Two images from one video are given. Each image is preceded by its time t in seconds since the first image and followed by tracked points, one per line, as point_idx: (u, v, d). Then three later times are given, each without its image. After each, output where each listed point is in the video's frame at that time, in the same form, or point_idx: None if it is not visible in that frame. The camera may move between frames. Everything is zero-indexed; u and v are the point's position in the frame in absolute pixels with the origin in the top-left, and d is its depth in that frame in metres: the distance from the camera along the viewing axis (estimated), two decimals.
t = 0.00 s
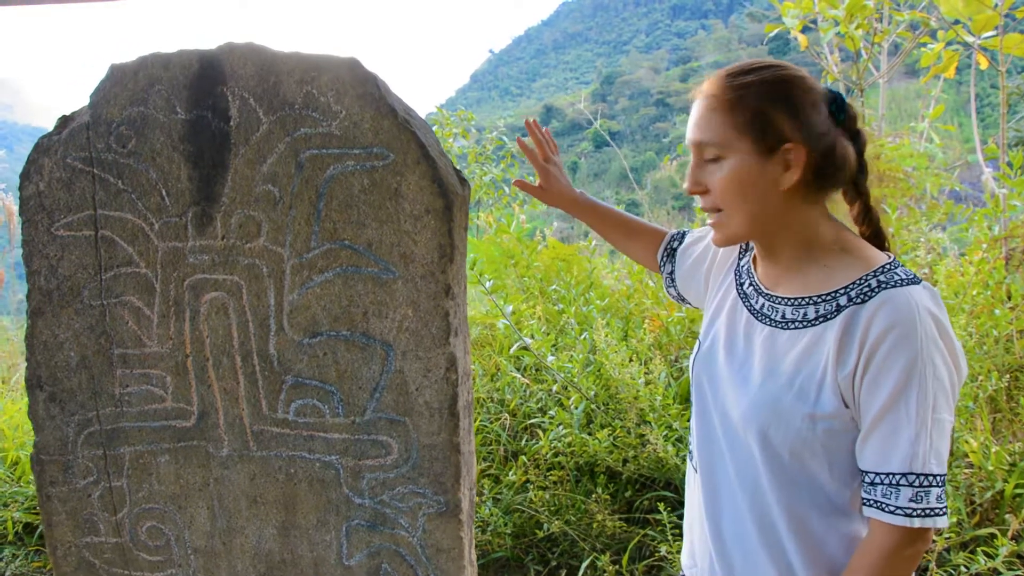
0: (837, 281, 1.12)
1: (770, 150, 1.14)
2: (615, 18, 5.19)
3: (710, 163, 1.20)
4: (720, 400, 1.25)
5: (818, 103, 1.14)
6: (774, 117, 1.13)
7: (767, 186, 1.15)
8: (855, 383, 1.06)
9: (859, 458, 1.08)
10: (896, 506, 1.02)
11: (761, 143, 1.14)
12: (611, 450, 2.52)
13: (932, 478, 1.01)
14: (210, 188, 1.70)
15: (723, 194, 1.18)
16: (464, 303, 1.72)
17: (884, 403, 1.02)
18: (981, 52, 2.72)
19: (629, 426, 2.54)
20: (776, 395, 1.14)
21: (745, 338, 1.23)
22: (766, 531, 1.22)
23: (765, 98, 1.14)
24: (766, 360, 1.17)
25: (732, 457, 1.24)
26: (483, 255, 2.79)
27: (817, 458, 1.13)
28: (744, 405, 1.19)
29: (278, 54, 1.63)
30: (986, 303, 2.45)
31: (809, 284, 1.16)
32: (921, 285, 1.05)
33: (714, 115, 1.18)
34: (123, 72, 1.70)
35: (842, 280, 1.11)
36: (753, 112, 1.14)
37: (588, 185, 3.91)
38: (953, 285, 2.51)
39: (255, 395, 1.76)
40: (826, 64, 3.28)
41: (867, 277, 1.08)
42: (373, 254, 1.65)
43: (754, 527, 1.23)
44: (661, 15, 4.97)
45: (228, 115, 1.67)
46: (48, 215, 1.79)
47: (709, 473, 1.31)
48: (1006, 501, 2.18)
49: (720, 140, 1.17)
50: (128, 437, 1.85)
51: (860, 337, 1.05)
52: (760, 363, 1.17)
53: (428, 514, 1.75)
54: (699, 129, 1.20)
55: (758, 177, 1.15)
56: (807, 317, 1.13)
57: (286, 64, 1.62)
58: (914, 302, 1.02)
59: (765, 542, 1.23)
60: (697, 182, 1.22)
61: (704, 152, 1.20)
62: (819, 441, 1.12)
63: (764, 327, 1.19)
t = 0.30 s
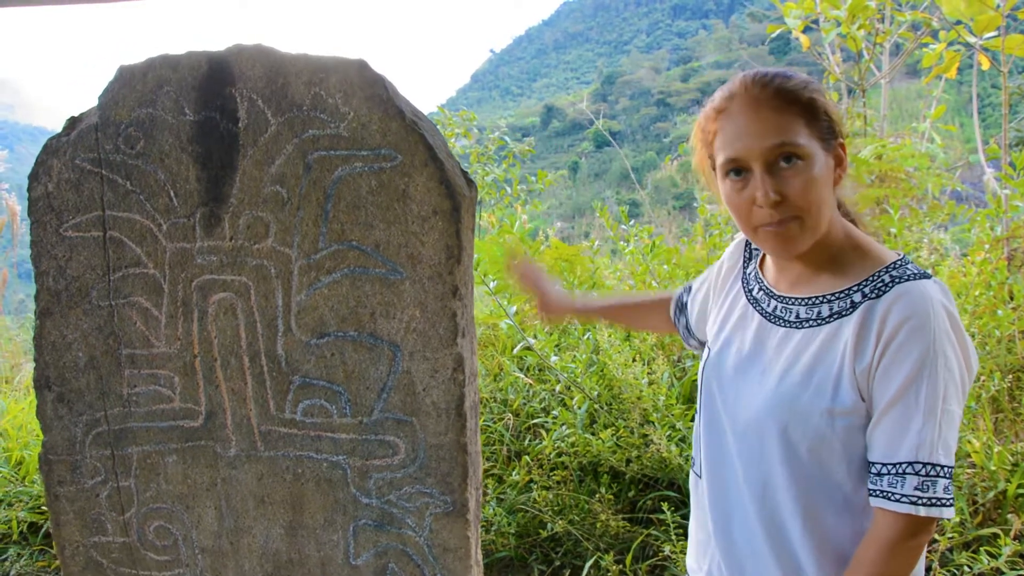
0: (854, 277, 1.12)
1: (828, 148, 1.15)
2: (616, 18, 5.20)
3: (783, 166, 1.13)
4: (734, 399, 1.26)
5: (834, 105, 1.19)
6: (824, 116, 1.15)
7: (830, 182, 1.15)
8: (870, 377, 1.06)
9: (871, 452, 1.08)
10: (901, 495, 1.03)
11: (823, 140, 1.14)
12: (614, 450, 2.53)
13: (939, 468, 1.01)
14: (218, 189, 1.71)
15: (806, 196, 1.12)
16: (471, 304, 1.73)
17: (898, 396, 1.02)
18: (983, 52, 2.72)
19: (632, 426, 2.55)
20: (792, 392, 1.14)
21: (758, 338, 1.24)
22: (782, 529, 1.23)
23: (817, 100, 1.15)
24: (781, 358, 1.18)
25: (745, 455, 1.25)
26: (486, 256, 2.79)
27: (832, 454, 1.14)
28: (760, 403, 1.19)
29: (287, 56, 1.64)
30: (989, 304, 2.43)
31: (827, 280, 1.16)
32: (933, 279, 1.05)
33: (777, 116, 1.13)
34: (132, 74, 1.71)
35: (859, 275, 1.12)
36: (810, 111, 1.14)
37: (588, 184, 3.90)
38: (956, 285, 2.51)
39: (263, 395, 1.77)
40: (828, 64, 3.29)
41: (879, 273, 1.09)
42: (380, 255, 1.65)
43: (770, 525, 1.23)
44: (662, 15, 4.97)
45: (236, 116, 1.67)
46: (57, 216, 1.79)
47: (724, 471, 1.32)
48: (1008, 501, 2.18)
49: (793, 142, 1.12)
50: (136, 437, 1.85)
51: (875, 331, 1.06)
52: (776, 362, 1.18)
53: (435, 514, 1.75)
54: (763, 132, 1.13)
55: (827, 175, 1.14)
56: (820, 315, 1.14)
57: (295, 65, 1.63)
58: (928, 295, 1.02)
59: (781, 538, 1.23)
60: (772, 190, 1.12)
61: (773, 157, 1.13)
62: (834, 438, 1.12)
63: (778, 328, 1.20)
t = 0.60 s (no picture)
0: (855, 277, 1.12)
1: (816, 157, 1.12)
2: (616, 18, 5.20)
3: (759, 181, 1.13)
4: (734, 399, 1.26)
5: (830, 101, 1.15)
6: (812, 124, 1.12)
7: (816, 192, 1.13)
8: (870, 378, 1.06)
9: (871, 453, 1.08)
10: (901, 498, 1.03)
11: (809, 150, 1.11)
12: (614, 449, 2.53)
13: (938, 470, 1.01)
14: (220, 188, 1.71)
15: (781, 211, 1.12)
16: (472, 303, 1.73)
17: (898, 397, 1.02)
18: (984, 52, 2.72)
19: (633, 425, 2.55)
20: (792, 393, 1.15)
21: (759, 339, 1.24)
22: (780, 528, 1.23)
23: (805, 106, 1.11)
24: (782, 358, 1.18)
25: (745, 455, 1.25)
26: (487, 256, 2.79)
27: (832, 455, 1.14)
28: (759, 403, 1.19)
29: (288, 56, 1.64)
30: (990, 303, 2.44)
31: (826, 282, 1.16)
32: (934, 281, 1.05)
33: (757, 130, 1.12)
34: (133, 73, 1.71)
35: (860, 275, 1.11)
36: (795, 121, 1.11)
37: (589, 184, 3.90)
38: (956, 285, 2.51)
39: (264, 395, 1.77)
40: (829, 64, 3.29)
41: (881, 274, 1.09)
42: (382, 254, 1.65)
43: (769, 525, 1.24)
44: (662, 15, 4.98)
45: (238, 116, 1.67)
46: (59, 215, 1.80)
47: (723, 471, 1.32)
48: (1008, 500, 2.18)
49: (772, 157, 1.11)
50: (138, 436, 1.86)
51: (875, 332, 1.06)
52: (777, 363, 1.19)
53: (436, 512, 1.76)
54: (744, 148, 1.12)
55: (810, 186, 1.12)
56: (821, 316, 1.14)
57: (296, 65, 1.63)
58: (929, 297, 1.03)
59: (780, 538, 1.23)
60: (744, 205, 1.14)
61: (750, 172, 1.13)
62: (833, 439, 1.12)
63: (780, 328, 1.20)
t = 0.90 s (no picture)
0: (847, 298, 1.12)
1: (755, 189, 1.13)
2: (616, 17, 5.20)
3: (703, 202, 1.20)
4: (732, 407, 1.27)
5: (803, 123, 1.10)
6: (752, 156, 1.12)
7: (758, 222, 1.15)
8: (861, 402, 1.07)
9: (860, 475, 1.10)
10: (887, 528, 1.05)
11: (745, 183, 1.13)
12: (615, 449, 2.53)
13: (926, 502, 1.03)
14: (221, 188, 1.71)
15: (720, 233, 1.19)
16: (473, 303, 1.73)
17: (889, 425, 1.03)
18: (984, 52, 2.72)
19: (633, 425, 2.54)
20: (786, 408, 1.16)
21: (760, 346, 1.24)
22: (770, 539, 1.25)
23: (750, 134, 1.11)
24: (779, 371, 1.19)
25: (739, 458, 1.27)
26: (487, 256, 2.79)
27: (822, 471, 1.15)
28: (754, 416, 1.21)
29: (290, 55, 1.64)
30: (989, 303, 2.45)
31: (815, 299, 1.17)
32: (931, 308, 1.05)
33: (698, 157, 1.17)
34: (135, 73, 1.71)
35: (853, 296, 1.12)
36: (731, 154, 1.13)
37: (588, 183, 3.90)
38: (956, 285, 2.51)
39: (265, 394, 1.77)
40: (828, 64, 3.29)
41: (879, 294, 1.08)
42: (383, 254, 1.66)
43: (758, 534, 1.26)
44: (662, 15, 4.98)
45: (239, 115, 1.68)
46: (60, 214, 1.80)
47: (716, 476, 1.34)
48: (1008, 500, 2.19)
49: (708, 185, 1.17)
50: (139, 435, 1.86)
51: (869, 357, 1.06)
52: (774, 376, 1.19)
53: (437, 512, 1.76)
54: (692, 168, 1.20)
55: (748, 216, 1.15)
56: (818, 331, 1.14)
57: (297, 64, 1.63)
58: (925, 326, 1.02)
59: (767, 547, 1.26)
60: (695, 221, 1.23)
61: (697, 192, 1.21)
62: (823, 456, 1.14)
63: (778, 337, 1.21)
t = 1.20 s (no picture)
0: (844, 318, 1.12)
1: (745, 211, 1.12)
2: (617, 17, 5.20)
3: (691, 228, 1.20)
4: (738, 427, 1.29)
5: (788, 140, 1.10)
6: (739, 178, 1.11)
7: (750, 244, 1.15)
8: (864, 424, 1.08)
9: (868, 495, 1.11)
10: (898, 551, 1.06)
11: (734, 206, 1.13)
12: (617, 449, 2.53)
13: (935, 522, 1.04)
14: (225, 189, 1.72)
15: (711, 258, 1.19)
16: (476, 304, 1.73)
17: (892, 449, 1.04)
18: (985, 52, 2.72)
19: (635, 425, 2.54)
20: (791, 431, 1.17)
21: (761, 367, 1.26)
22: (784, 554, 1.27)
23: (737, 155, 1.11)
24: (782, 392, 1.20)
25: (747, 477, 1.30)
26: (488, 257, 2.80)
27: (831, 490, 1.17)
28: (760, 437, 1.22)
29: (293, 57, 1.64)
30: (991, 303, 2.45)
31: (812, 321, 1.17)
32: (927, 325, 1.04)
33: (682, 183, 1.17)
34: (139, 74, 1.72)
35: (849, 317, 1.12)
36: (717, 177, 1.13)
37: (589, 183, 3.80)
38: (958, 285, 2.51)
39: (269, 394, 1.78)
40: (830, 64, 3.29)
41: (875, 314, 1.08)
42: (386, 255, 1.66)
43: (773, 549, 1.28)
44: (663, 15, 4.98)
45: (243, 117, 1.68)
46: (65, 215, 1.81)
47: (728, 493, 1.36)
48: (1010, 500, 2.19)
49: (696, 210, 1.17)
50: (143, 435, 1.87)
51: (869, 380, 1.07)
52: (777, 397, 1.21)
53: (440, 512, 1.77)
54: (676, 193, 1.19)
55: (740, 239, 1.14)
56: (816, 353, 1.15)
57: (301, 66, 1.64)
58: (924, 347, 1.02)
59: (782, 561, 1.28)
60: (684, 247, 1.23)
61: (684, 218, 1.20)
62: (831, 476, 1.15)
63: (777, 357, 1.22)
